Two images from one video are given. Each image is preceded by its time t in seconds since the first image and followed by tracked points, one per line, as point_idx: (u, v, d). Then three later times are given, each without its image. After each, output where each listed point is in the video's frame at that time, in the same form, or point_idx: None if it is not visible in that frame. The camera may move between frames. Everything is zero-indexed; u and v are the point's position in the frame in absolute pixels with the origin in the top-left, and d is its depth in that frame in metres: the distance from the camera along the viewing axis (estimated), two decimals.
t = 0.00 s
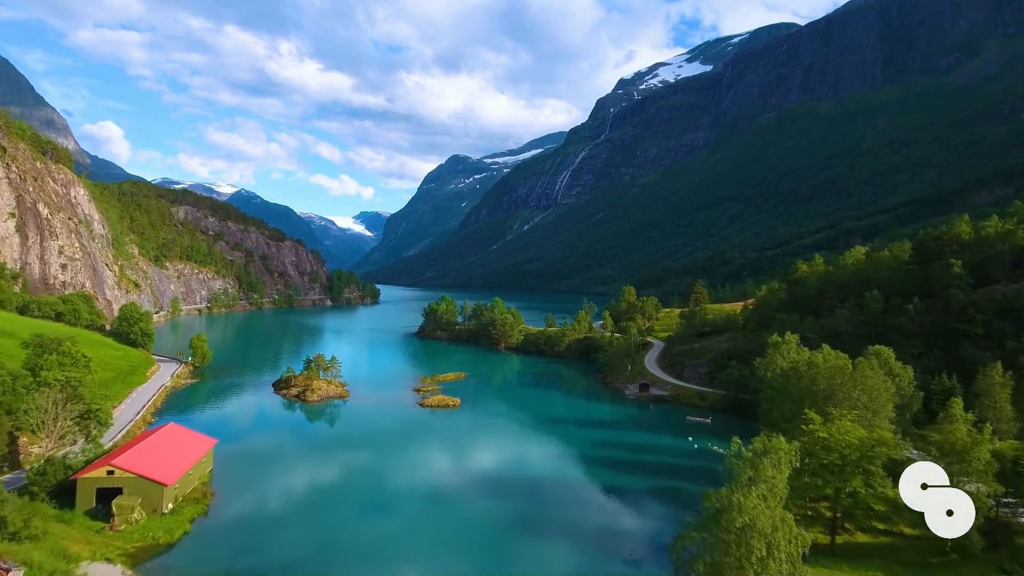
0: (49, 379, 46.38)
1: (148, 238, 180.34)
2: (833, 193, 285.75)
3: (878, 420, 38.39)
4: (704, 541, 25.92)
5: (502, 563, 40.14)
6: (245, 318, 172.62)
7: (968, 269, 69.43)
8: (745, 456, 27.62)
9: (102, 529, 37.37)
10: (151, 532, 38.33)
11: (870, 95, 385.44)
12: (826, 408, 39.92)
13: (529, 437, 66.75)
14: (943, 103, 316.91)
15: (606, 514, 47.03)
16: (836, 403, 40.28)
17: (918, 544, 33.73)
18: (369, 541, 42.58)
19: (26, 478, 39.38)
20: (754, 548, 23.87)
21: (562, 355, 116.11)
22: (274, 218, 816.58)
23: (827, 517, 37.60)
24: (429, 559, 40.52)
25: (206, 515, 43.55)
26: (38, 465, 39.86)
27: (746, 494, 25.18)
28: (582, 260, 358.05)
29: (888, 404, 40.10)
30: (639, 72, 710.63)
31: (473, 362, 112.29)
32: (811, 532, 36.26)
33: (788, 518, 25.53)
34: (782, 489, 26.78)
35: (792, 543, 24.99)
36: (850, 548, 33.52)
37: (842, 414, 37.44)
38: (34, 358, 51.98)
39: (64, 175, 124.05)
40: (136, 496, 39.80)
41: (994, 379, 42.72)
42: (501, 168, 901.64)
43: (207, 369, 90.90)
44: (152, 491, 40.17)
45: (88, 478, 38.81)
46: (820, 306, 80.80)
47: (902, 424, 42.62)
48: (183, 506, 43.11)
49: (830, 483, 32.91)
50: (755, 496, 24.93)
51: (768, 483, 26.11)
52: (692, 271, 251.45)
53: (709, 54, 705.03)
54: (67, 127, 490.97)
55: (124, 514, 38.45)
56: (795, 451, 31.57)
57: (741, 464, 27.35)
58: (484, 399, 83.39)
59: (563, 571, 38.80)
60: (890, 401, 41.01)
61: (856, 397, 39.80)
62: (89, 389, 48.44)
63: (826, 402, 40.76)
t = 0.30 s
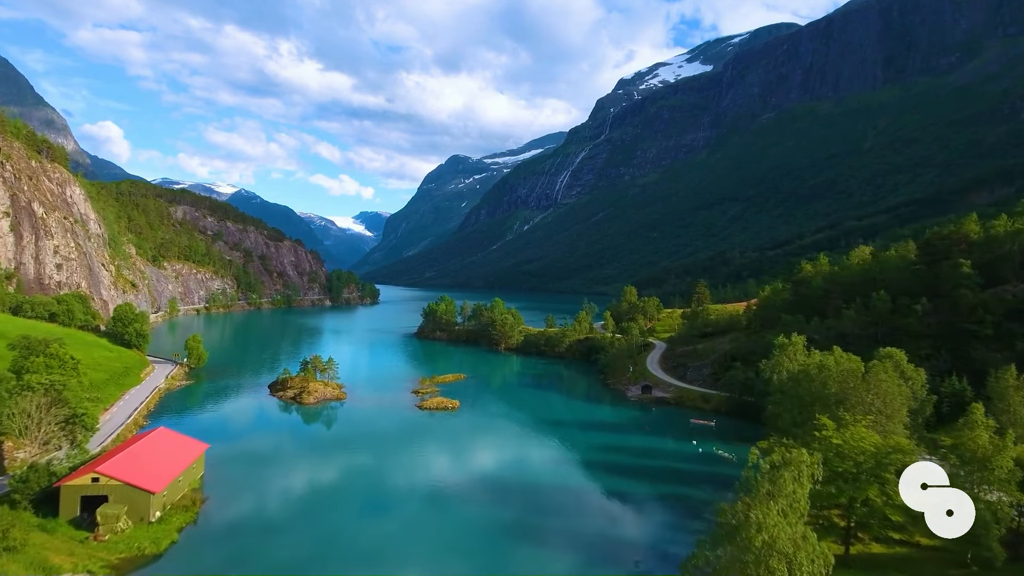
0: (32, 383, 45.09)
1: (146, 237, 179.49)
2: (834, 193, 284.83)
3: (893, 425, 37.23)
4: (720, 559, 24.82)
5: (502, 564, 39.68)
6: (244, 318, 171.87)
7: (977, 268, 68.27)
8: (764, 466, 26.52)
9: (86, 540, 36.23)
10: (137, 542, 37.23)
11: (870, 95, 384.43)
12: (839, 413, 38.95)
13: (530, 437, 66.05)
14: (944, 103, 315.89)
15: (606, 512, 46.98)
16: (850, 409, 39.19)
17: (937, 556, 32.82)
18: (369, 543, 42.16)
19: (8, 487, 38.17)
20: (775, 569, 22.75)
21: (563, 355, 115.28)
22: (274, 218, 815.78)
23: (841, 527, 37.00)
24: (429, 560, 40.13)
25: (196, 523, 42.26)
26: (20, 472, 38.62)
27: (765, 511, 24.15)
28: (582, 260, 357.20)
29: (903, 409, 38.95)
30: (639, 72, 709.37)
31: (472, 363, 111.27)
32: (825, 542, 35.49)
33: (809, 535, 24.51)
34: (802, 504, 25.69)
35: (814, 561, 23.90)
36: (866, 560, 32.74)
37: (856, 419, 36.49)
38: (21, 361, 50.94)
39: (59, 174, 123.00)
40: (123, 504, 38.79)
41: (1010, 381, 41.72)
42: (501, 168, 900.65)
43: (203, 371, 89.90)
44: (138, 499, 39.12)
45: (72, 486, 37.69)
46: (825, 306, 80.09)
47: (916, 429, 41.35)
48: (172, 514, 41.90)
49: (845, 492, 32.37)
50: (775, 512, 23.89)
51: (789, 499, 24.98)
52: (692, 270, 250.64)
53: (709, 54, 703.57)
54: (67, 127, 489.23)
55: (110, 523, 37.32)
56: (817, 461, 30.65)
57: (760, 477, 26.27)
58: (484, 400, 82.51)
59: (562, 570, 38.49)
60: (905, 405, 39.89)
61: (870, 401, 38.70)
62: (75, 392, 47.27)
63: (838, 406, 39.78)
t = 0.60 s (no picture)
0: (15, 387, 43.74)
1: (143, 237, 178.63)
2: (835, 193, 283.88)
3: (908, 431, 36.19)
4: None
5: (502, 564, 39.13)
6: (242, 318, 171.22)
7: (986, 268, 67.08)
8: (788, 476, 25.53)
9: (68, 551, 34.75)
10: (121, 553, 35.63)
11: (871, 95, 383.44)
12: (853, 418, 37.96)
13: (530, 438, 65.28)
14: (945, 102, 314.82)
15: (606, 511, 46.61)
16: (864, 415, 38.17)
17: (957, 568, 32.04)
18: (368, 544, 41.67)
19: None
20: None
21: (564, 356, 114.31)
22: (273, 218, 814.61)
23: (856, 538, 36.31)
24: (428, 561, 39.62)
25: (184, 532, 40.65)
26: None
27: (788, 531, 23.18)
28: (582, 260, 356.23)
29: (918, 413, 37.91)
30: (639, 72, 708.17)
31: (473, 363, 110.27)
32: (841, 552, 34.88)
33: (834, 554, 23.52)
34: (826, 521, 24.68)
35: None
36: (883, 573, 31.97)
37: (870, 425, 35.52)
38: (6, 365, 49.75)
39: (55, 173, 121.98)
40: (107, 513, 37.36)
41: None
42: (501, 168, 899.47)
43: (199, 372, 88.96)
44: (124, 507, 37.72)
45: (54, 494, 36.34)
46: (831, 307, 79.70)
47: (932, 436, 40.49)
48: (159, 523, 40.28)
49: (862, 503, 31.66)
50: (799, 532, 22.96)
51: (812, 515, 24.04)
52: (693, 270, 249.72)
53: (709, 54, 702.12)
54: (66, 127, 487.81)
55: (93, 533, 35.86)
56: (842, 475, 29.71)
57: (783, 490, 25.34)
58: (484, 401, 81.65)
59: (560, 568, 38.18)
60: (921, 411, 38.74)
61: (885, 406, 37.53)
62: (60, 396, 45.90)
63: (851, 411, 38.83)
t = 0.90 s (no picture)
0: None
1: (141, 237, 177.96)
2: (835, 193, 282.99)
3: (925, 437, 34.87)
4: None
5: (502, 565, 38.58)
6: (241, 318, 170.73)
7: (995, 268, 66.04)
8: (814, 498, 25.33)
9: (50, 562, 33.44)
10: (105, 564, 34.25)
11: (871, 95, 382.58)
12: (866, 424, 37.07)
13: (531, 439, 64.76)
14: (945, 102, 314.07)
15: (606, 512, 46.03)
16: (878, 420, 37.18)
17: None
18: (366, 543, 41.21)
19: None
20: None
21: (564, 357, 113.41)
22: (273, 218, 813.85)
23: (873, 550, 35.37)
24: (428, 561, 39.07)
25: (172, 542, 39.10)
26: None
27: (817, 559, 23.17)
28: (582, 260, 355.44)
29: (934, 417, 36.88)
30: (639, 72, 707.09)
31: (472, 364, 109.23)
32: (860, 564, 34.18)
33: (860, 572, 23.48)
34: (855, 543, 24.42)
35: None
36: None
37: (885, 431, 34.45)
38: None
39: (50, 172, 121.18)
40: (92, 523, 36.20)
41: None
42: (501, 168, 898.45)
43: (194, 373, 87.93)
44: (109, 517, 36.56)
45: (36, 503, 35.16)
46: (836, 307, 79.15)
47: (949, 442, 39.61)
48: (146, 533, 38.92)
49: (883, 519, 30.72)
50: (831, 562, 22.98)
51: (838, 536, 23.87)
52: (693, 271, 248.92)
53: (709, 54, 700.75)
54: (66, 127, 487.21)
55: (77, 543, 34.62)
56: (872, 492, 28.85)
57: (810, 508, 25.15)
58: (485, 402, 80.86)
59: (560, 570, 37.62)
60: (936, 415, 37.79)
61: (899, 411, 36.70)
62: (45, 399, 44.79)
63: (864, 416, 37.93)
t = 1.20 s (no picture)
0: None
1: (139, 237, 177.14)
2: (836, 193, 281.92)
3: (941, 444, 35.23)
4: None
5: (503, 565, 37.92)
6: (240, 318, 170.29)
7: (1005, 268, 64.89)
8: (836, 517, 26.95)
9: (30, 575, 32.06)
10: None
11: (872, 95, 381.51)
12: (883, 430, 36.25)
13: (531, 439, 63.96)
14: (945, 102, 313.19)
15: (606, 512, 45.53)
16: (896, 426, 36.45)
17: None
18: (366, 543, 40.50)
19: None
20: None
21: (564, 358, 112.43)
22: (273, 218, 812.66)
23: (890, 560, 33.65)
24: (427, 560, 38.37)
25: (159, 551, 37.47)
26: None
27: None
28: (582, 260, 354.36)
29: (952, 424, 36.53)
30: (639, 72, 705.40)
31: (473, 365, 108.15)
32: None
33: None
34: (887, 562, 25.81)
35: None
36: None
37: (903, 439, 33.90)
38: None
39: (46, 171, 120.24)
40: (76, 533, 34.98)
41: None
42: (501, 168, 896.86)
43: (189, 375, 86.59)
44: (94, 527, 35.34)
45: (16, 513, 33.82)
46: (843, 308, 78.70)
47: (965, 448, 38.99)
48: (132, 542, 37.56)
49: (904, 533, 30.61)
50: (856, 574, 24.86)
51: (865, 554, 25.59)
52: (693, 271, 247.92)
53: (709, 54, 699.13)
54: (66, 128, 486.56)
55: (59, 555, 33.26)
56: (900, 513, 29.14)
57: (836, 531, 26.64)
58: (486, 402, 80.05)
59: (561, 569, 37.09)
60: (953, 422, 37.21)
61: (917, 418, 36.19)
62: (26, 403, 43.46)
63: (880, 422, 37.17)
